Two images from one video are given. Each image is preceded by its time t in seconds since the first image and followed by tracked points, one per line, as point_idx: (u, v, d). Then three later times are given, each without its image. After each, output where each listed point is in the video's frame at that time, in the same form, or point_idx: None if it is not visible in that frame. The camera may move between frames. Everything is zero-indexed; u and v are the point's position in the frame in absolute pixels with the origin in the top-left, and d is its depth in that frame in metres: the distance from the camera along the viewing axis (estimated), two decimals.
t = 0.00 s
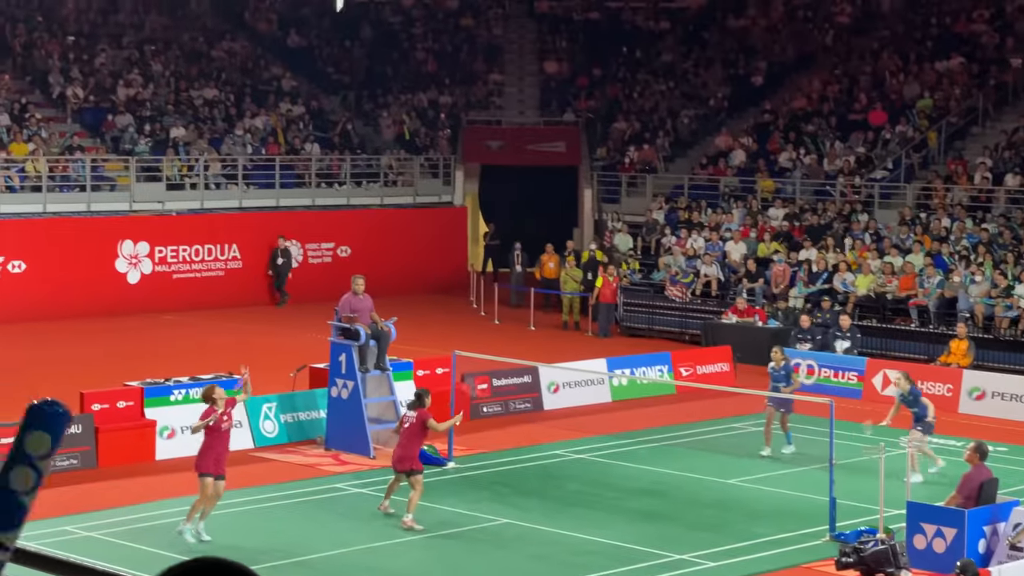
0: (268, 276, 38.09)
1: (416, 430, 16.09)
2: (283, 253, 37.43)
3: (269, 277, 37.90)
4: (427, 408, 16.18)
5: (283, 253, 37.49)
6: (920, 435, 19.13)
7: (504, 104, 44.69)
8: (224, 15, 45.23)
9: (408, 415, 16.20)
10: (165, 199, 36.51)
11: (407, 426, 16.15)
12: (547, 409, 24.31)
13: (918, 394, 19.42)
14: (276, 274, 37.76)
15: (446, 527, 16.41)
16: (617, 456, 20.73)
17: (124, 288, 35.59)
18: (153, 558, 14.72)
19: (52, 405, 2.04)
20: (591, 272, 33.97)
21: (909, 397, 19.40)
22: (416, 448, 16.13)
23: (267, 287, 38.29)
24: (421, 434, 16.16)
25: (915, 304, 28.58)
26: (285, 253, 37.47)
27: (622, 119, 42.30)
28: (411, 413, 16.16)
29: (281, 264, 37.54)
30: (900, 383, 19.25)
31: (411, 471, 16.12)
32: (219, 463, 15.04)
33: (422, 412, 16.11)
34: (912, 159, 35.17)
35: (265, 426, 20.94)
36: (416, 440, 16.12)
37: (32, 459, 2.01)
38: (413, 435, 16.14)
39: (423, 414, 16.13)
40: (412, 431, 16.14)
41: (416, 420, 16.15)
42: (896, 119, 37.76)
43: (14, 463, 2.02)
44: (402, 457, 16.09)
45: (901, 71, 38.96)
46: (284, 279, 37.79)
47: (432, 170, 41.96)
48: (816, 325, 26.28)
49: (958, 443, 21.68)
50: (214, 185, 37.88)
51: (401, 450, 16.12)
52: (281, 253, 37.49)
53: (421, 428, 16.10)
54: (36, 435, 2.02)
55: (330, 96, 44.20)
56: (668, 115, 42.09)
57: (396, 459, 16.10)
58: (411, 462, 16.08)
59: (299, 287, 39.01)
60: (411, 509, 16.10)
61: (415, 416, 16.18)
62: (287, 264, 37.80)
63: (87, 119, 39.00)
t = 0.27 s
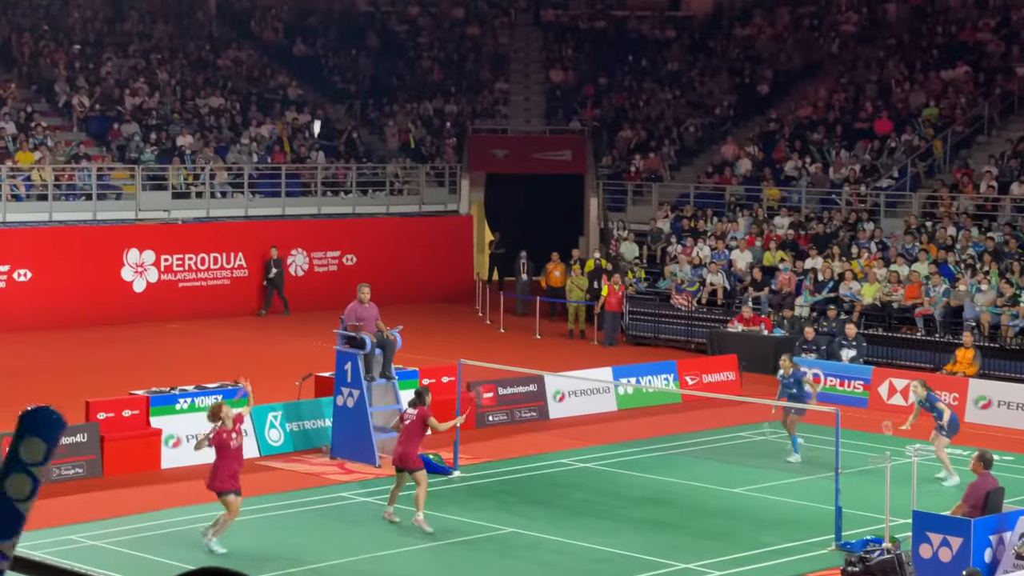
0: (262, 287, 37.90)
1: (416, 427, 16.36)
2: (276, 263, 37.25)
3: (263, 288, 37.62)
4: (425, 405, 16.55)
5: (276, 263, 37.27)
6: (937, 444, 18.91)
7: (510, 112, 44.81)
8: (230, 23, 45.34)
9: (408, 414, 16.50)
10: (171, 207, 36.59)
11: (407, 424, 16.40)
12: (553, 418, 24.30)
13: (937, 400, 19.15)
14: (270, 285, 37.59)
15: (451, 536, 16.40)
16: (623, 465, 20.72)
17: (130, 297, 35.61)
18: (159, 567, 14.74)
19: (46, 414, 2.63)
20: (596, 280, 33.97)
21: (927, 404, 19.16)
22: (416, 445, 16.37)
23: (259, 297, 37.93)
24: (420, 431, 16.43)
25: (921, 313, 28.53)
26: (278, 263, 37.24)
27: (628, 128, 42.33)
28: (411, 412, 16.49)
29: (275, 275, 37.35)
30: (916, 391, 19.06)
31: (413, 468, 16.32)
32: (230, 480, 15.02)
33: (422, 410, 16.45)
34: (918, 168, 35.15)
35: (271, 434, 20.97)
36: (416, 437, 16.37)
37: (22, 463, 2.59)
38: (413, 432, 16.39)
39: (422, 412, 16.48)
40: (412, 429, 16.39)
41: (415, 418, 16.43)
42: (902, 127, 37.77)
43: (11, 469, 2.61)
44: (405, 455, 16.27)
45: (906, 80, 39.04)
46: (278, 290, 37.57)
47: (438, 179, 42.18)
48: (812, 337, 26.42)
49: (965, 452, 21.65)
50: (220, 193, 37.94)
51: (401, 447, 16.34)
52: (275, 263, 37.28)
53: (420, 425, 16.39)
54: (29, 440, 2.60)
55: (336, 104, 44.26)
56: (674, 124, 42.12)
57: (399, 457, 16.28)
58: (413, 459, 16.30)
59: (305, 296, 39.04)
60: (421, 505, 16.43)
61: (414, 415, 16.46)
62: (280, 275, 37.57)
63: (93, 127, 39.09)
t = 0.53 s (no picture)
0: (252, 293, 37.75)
1: (417, 440, 16.26)
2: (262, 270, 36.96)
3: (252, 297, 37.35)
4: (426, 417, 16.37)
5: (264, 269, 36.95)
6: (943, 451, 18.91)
7: (510, 119, 44.85)
8: (230, 30, 45.46)
9: (410, 426, 16.36)
10: (171, 214, 36.64)
11: (409, 437, 16.29)
12: (553, 424, 24.30)
13: (946, 410, 19.25)
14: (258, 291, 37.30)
15: (450, 542, 16.40)
16: (622, 472, 20.71)
17: (129, 303, 35.62)
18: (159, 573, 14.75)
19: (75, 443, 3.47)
20: (596, 287, 33.98)
21: (935, 413, 19.28)
22: (419, 457, 16.31)
23: (247, 305, 37.77)
24: (423, 443, 16.33)
25: (921, 319, 28.54)
26: (263, 268, 36.88)
27: (628, 134, 42.38)
28: (412, 424, 16.35)
29: (261, 279, 37.04)
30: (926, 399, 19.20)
31: (416, 481, 16.28)
32: (246, 462, 15.39)
33: (424, 422, 16.29)
34: (918, 174, 35.20)
35: (270, 441, 20.95)
36: (419, 450, 16.29)
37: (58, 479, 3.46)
38: (415, 445, 16.30)
39: (424, 424, 16.31)
40: (413, 441, 16.30)
41: (416, 430, 16.31)
42: (901, 134, 37.81)
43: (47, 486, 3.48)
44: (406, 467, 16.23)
45: (906, 87, 39.11)
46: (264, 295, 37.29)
47: (437, 186, 42.21)
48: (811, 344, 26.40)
49: (965, 458, 21.66)
50: (220, 200, 37.97)
51: (404, 461, 16.28)
52: (259, 270, 36.94)
53: (421, 438, 16.29)
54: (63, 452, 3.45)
55: (336, 111, 44.31)
56: (674, 130, 42.17)
57: (401, 470, 16.23)
58: (416, 472, 16.25)
59: (305, 302, 39.05)
60: (429, 516, 16.49)
61: (415, 426, 16.33)
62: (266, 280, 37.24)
63: (93, 134, 39.15)
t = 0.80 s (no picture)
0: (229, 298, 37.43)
1: (413, 437, 16.45)
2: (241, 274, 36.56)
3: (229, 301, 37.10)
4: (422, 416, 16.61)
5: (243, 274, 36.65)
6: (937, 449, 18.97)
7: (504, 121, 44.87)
8: (223, 31, 45.53)
9: (405, 424, 16.56)
10: (164, 215, 36.66)
11: (405, 434, 16.45)
12: (546, 426, 24.36)
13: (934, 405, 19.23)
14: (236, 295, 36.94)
15: (442, 543, 16.45)
16: (614, 473, 20.77)
17: (121, 305, 35.63)
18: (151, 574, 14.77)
19: None
20: (589, 289, 34.06)
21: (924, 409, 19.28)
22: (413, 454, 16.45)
23: (226, 307, 37.52)
24: (418, 441, 16.50)
25: (911, 321, 28.63)
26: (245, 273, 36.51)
27: (621, 136, 42.47)
28: (409, 421, 16.56)
29: (242, 284, 36.66)
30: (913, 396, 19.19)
31: (411, 478, 16.38)
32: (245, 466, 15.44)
33: (420, 421, 16.53)
34: (909, 177, 35.34)
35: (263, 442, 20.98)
36: (414, 446, 16.45)
37: None
38: (410, 442, 16.45)
39: (420, 422, 16.56)
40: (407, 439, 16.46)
41: (411, 428, 16.48)
42: (892, 136, 37.96)
43: None
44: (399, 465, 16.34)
45: (898, 89, 39.19)
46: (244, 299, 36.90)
47: (431, 188, 42.23)
48: (805, 345, 26.33)
49: (955, 460, 21.74)
50: (213, 202, 37.98)
51: (398, 457, 16.39)
52: (240, 275, 36.58)
53: (417, 435, 16.47)
54: None
55: (329, 112, 44.35)
56: (667, 133, 42.25)
57: (396, 465, 16.32)
58: (410, 468, 16.36)
59: (298, 304, 39.08)
60: (422, 514, 16.59)
61: (410, 425, 16.51)
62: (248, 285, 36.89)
63: (85, 135, 39.12)
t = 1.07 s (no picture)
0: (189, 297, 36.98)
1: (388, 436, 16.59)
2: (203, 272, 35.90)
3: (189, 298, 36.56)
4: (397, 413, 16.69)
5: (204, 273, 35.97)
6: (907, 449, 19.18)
7: (480, 120, 44.79)
8: (197, 28, 45.51)
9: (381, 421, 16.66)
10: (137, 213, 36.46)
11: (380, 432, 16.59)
12: (521, 424, 24.37)
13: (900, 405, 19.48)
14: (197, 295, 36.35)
15: (417, 542, 16.43)
16: (589, 472, 20.80)
17: (94, 303, 35.43)
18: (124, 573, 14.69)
19: None
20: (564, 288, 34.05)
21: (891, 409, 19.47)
22: (390, 450, 16.60)
23: (186, 308, 37.02)
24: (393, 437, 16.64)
25: (885, 320, 28.75)
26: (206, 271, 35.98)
27: (597, 135, 42.49)
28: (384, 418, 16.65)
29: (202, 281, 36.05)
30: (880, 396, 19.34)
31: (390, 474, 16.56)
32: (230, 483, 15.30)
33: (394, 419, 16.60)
34: (883, 176, 35.50)
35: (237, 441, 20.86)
36: (390, 443, 16.59)
37: None
38: (386, 439, 16.59)
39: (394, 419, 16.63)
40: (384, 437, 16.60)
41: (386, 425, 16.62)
42: (866, 136, 38.15)
43: None
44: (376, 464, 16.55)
45: (871, 89, 39.34)
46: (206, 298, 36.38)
47: (407, 187, 42.13)
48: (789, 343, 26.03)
49: (928, 458, 21.87)
50: (187, 200, 37.79)
51: (375, 455, 16.57)
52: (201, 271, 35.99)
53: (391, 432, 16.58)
54: None
55: (304, 110, 44.19)
56: (642, 132, 42.29)
57: (373, 464, 16.52)
58: (388, 465, 16.53)
59: (272, 303, 38.94)
60: (405, 508, 16.81)
61: (384, 422, 16.64)
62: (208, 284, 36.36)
63: (58, 133, 38.95)
